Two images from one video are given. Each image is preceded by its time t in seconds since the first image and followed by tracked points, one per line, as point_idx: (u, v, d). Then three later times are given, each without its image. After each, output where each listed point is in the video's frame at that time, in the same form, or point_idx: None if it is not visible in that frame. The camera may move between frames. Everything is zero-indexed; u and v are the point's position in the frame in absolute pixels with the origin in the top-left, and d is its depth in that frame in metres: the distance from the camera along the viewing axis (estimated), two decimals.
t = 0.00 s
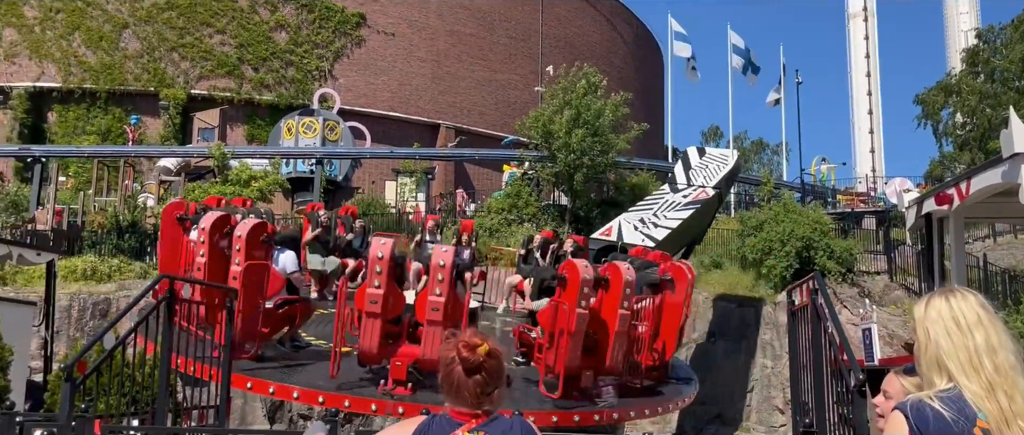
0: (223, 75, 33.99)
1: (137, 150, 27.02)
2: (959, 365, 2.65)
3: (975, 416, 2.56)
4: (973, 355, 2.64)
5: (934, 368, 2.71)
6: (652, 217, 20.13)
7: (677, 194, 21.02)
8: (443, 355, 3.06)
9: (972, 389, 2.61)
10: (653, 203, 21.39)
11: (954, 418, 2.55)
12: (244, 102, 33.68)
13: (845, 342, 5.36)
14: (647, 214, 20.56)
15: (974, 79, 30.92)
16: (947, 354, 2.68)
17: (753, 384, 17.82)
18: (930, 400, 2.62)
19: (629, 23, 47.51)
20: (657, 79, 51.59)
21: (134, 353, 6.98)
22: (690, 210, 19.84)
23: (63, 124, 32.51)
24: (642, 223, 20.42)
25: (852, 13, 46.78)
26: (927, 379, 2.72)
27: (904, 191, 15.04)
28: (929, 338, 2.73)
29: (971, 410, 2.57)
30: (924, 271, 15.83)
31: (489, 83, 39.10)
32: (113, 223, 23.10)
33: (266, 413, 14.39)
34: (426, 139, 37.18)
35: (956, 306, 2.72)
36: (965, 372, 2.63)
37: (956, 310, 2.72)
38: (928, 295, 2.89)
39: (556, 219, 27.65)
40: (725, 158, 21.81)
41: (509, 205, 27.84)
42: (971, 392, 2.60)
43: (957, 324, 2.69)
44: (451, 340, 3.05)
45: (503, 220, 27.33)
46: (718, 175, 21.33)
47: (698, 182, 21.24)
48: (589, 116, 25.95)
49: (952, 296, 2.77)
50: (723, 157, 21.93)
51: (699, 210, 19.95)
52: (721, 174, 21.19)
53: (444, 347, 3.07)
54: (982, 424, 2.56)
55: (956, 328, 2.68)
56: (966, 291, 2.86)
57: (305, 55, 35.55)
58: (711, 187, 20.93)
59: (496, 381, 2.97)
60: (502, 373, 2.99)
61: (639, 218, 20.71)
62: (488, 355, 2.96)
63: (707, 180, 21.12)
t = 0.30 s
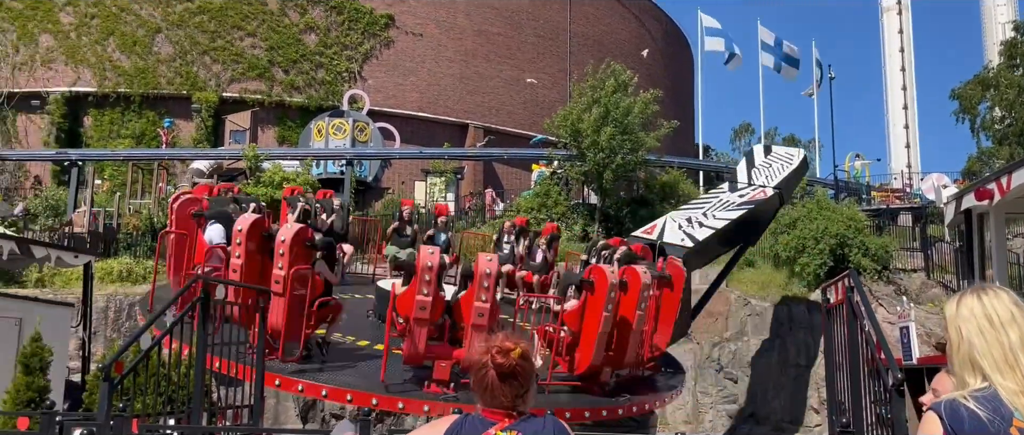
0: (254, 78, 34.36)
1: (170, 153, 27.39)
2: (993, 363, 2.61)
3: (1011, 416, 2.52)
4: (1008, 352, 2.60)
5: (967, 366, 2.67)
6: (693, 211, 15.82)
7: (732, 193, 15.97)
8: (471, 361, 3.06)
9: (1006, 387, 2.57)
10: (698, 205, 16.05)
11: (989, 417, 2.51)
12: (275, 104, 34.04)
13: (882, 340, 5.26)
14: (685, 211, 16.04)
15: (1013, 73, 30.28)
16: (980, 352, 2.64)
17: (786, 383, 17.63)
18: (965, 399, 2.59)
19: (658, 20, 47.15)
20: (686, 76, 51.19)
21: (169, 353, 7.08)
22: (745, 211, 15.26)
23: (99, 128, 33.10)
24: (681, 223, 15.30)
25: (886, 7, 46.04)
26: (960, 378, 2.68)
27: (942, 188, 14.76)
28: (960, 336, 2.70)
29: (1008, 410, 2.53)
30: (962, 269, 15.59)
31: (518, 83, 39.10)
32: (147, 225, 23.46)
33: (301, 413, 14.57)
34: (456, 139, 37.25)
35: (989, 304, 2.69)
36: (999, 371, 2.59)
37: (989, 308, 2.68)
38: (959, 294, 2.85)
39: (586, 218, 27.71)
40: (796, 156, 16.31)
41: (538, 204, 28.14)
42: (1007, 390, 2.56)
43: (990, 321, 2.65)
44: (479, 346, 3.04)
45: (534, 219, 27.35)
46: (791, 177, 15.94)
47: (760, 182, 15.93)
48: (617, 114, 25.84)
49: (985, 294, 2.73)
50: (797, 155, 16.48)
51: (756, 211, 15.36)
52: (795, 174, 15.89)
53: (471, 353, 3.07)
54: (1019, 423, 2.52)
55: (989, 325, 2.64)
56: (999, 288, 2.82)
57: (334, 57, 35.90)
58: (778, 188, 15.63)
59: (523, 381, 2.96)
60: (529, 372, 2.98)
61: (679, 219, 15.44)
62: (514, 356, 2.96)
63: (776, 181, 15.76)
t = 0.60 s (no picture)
0: (275, 81, 34.64)
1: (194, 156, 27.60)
2: (1014, 366, 2.55)
3: None
4: None
5: (987, 369, 2.61)
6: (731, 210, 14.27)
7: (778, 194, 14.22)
8: (492, 360, 3.05)
9: None
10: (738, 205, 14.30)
11: (1012, 421, 2.48)
12: (296, 107, 34.30)
13: (908, 342, 5.24)
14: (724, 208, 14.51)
15: None
16: (1000, 353, 2.58)
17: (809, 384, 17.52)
18: (986, 402, 2.55)
19: (678, 19, 46.91)
20: (707, 75, 50.88)
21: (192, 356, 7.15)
22: (787, 214, 13.71)
23: (123, 132, 33.46)
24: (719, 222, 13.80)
25: (909, 4, 45.49)
26: (980, 381, 2.64)
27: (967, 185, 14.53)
28: (979, 338, 2.64)
29: None
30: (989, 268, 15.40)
31: (538, 83, 39.07)
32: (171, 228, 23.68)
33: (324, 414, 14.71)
34: (476, 141, 37.34)
35: (1009, 305, 2.62)
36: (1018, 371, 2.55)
37: (1009, 309, 2.61)
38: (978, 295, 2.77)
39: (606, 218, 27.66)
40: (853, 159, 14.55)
41: (559, 205, 27.81)
42: None
43: (1011, 322, 2.58)
44: (499, 346, 3.03)
45: (555, 220, 27.34)
46: (846, 182, 14.18)
47: (810, 184, 14.15)
48: (637, 114, 25.78)
49: (1003, 295, 2.66)
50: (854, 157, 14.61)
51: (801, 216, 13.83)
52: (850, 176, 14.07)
53: (491, 352, 3.05)
54: None
55: (1009, 329, 2.58)
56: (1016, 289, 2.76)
57: (355, 60, 36.16)
58: (827, 192, 13.91)
59: (544, 378, 2.96)
60: (550, 369, 2.98)
61: (717, 220, 13.93)
62: (534, 353, 2.95)
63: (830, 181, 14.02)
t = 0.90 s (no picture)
0: (285, 85, 34.79)
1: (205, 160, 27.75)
2: (1016, 371, 2.56)
3: None
4: None
5: (991, 374, 2.61)
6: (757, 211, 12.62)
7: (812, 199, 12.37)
8: (504, 367, 3.06)
9: None
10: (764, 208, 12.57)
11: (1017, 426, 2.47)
12: (307, 111, 34.42)
13: (918, 344, 5.25)
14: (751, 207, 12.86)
15: None
16: (1000, 358, 2.59)
17: (821, 386, 17.46)
18: (992, 407, 2.54)
19: (687, 21, 46.84)
20: (716, 77, 50.76)
21: (204, 360, 7.21)
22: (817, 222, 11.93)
23: (135, 136, 33.64)
24: (738, 224, 12.25)
25: (919, 4, 45.30)
26: (983, 386, 2.63)
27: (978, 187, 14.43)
28: (980, 343, 2.65)
29: None
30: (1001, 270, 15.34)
31: (547, 86, 39.08)
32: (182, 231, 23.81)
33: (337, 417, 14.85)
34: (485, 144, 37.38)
35: (1009, 312, 2.63)
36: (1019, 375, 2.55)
37: (1007, 315, 2.63)
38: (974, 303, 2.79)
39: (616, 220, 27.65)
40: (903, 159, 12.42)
41: (569, 207, 27.89)
42: None
43: (1009, 327, 2.60)
44: (509, 353, 3.04)
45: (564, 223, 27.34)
46: (893, 187, 12.06)
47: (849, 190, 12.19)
48: (646, 116, 25.78)
49: (1002, 302, 2.68)
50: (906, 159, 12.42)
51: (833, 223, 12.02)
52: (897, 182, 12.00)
53: (502, 359, 3.06)
54: None
55: (1008, 334, 2.59)
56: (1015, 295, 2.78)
57: (365, 63, 36.33)
58: (868, 197, 11.97)
59: (558, 383, 2.98)
60: (564, 376, 2.99)
61: (738, 222, 12.30)
62: (546, 359, 2.96)
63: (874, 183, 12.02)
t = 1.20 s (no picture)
0: (285, 90, 34.86)
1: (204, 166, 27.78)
2: (1001, 378, 2.59)
3: None
4: (1012, 364, 2.60)
5: (978, 385, 2.64)
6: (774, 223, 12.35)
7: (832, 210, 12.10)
8: (502, 373, 3.08)
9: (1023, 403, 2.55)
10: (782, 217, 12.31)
11: (1011, 433, 2.49)
12: (306, 116, 34.49)
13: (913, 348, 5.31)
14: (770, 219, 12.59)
15: None
16: (985, 367, 2.62)
17: (820, 391, 17.48)
18: (985, 416, 2.57)
19: (685, 26, 46.92)
20: (715, 81, 50.82)
21: (204, 366, 7.23)
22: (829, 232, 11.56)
23: (134, 142, 33.67)
24: (749, 232, 11.97)
25: (917, 9, 45.42)
26: (972, 397, 2.66)
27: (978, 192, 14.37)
28: (965, 355, 2.67)
29: None
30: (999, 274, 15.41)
31: (546, 91, 39.13)
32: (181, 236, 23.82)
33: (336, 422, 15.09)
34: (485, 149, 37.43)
35: (995, 325, 2.66)
36: (1007, 385, 2.58)
37: (989, 325, 2.66)
38: (958, 317, 2.83)
39: (615, 225, 27.72)
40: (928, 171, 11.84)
41: (568, 212, 28.02)
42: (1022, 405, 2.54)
43: (992, 338, 2.63)
44: (506, 360, 3.07)
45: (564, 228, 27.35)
46: (917, 200, 11.66)
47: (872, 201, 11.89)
48: (644, 121, 25.85)
49: (984, 314, 2.72)
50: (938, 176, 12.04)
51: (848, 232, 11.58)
52: (920, 194, 11.61)
53: (499, 366, 3.09)
54: None
55: (993, 345, 2.62)
56: (998, 307, 2.82)
57: (364, 68, 36.42)
58: (892, 209, 11.62)
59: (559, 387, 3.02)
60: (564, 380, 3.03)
61: (751, 229, 12.03)
62: (545, 365, 3.00)
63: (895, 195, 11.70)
